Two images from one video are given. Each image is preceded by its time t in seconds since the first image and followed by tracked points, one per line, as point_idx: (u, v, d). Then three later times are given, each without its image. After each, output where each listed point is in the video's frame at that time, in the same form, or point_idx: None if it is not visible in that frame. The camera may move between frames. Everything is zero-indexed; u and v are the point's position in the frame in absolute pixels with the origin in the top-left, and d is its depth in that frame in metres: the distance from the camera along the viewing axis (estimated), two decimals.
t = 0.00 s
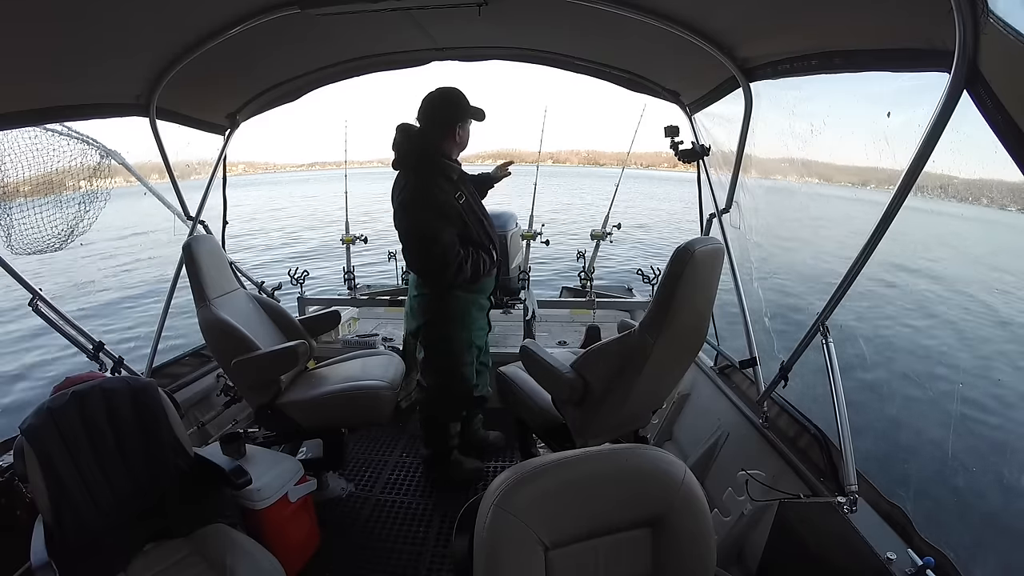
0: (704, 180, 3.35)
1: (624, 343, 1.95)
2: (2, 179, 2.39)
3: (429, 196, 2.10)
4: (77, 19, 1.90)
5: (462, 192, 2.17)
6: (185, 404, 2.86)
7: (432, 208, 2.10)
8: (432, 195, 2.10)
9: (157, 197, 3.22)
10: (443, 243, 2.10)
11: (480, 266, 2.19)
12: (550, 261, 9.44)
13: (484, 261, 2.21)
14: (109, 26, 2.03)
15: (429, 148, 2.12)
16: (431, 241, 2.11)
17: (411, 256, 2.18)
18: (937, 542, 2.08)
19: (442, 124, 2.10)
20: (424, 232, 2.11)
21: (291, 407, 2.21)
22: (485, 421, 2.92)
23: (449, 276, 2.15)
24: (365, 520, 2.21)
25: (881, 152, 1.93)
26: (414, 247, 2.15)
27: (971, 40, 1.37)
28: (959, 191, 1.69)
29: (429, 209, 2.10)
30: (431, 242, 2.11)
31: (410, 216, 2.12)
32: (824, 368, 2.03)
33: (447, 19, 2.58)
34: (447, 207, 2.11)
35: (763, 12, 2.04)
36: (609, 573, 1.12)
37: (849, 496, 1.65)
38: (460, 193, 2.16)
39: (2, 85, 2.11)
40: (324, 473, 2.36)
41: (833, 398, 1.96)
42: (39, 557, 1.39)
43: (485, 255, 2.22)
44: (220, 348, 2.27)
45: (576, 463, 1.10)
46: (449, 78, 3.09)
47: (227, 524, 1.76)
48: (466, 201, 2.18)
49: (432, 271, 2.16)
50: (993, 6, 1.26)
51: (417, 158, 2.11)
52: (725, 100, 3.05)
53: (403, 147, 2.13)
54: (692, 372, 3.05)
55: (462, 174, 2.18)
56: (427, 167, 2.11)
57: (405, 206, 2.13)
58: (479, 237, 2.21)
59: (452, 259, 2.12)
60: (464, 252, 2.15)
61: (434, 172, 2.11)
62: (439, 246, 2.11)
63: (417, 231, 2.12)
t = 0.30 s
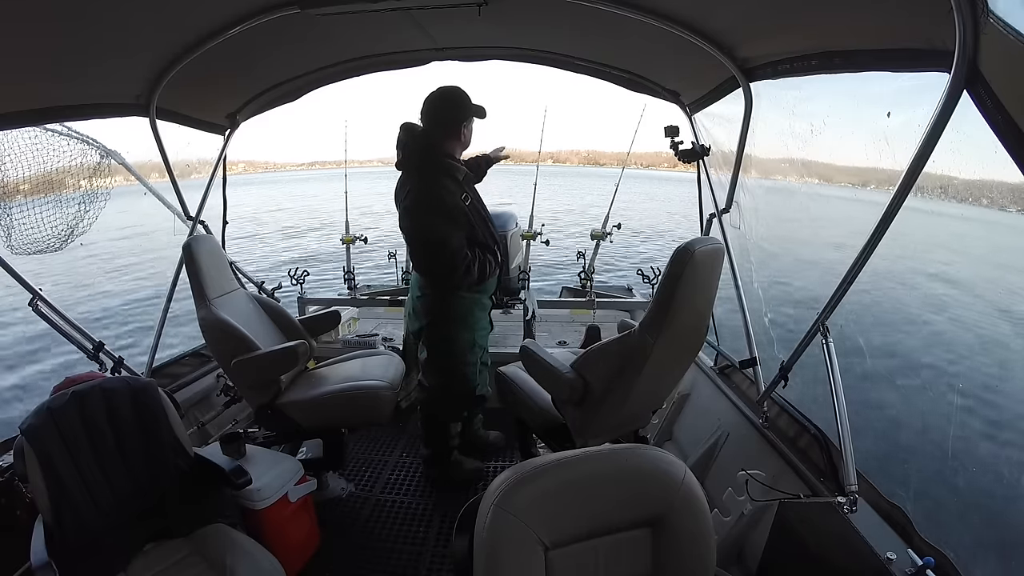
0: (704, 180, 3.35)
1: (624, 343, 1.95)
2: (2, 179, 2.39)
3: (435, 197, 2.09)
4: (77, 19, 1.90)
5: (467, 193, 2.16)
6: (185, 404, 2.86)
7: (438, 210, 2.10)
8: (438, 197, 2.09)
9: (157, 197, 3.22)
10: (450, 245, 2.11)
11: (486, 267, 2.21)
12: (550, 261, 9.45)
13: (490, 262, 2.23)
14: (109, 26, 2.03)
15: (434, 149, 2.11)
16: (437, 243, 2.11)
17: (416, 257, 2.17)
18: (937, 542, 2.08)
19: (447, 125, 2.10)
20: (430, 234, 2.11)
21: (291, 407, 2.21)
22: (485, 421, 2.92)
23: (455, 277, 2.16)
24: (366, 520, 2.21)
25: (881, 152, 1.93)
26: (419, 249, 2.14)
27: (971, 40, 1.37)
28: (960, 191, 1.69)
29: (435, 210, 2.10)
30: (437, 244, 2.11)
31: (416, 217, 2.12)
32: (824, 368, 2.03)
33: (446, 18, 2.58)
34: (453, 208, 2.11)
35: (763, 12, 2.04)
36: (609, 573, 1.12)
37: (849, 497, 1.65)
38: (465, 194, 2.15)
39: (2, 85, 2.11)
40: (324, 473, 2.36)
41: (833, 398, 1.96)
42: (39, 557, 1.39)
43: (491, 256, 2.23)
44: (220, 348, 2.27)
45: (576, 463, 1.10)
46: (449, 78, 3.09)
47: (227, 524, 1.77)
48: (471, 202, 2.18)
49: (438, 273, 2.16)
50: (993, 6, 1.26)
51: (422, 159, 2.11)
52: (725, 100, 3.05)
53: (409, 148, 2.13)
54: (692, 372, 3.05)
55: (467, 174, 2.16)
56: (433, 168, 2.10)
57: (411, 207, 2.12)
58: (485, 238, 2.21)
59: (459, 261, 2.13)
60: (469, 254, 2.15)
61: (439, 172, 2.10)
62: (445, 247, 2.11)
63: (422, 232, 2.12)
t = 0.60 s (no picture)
0: (704, 180, 3.35)
1: (624, 343, 1.95)
2: (2, 179, 2.39)
3: (435, 198, 2.09)
4: (78, 20, 1.90)
5: (467, 194, 2.16)
6: (185, 404, 2.86)
7: (438, 211, 2.09)
8: (438, 197, 2.09)
9: (157, 197, 3.22)
10: (450, 246, 2.10)
11: (486, 268, 2.22)
12: (551, 261, 9.45)
13: (490, 262, 2.23)
14: (109, 26, 2.03)
15: (434, 149, 2.11)
16: (437, 244, 2.10)
17: (416, 258, 2.17)
18: (937, 542, 2.08)
19: (447, 125, 2.10)
20: (431, 234, 2.10)
21: (291, 407, 2.21)
22: (485, 421, 2.93)
23: (455, 278, 2.16)
24: (366, 520, 2.21)
25: (881, 152, 1.93)
26: (419, 249, 2.14)
27: (971, 40, 1.37)
28: (959, 191, 1.69)
29: (435, 210, 2.09)
30: (437, 245, 2.11)
31: (416, 217, 2.11)
32: (825, 368, 2.03)
33: (447, 18, 2.58)
34: (453, 209, 2.11)
35: (763, 12, 2.04)
36: (609, 573, 1.12)
37: (849, 496, 1.65)
38: (465, 194, 2.15)
39: (1, 85, 2.11)
40: (324, 473, 2.36)
41: (832, 398, 1.96)
42: (39, 557, 1.39)
43: (491, 256, 2.24)
44: (220, 348, 2.27)
45: (576, 463, 1.10)
46: (449, 78, 3.09)
47: (227, 524, 1.77)
48: (471, 203, 2.18)
49: (438, 274, 2.16)
50: (993, 6, 1.26)
51: (422, 160, 2.11)
52: (725, 100, 3.05)
53: (409, 148, 2.13)
54: (692, 372, 3.05)
55: (467, 175, 2.17)
56: (433, 169, 2.10)
57: (411, 208, 2.12)
58: (485, 239, 2.21)
59: (459, 262, 2.13)
60: (469, 255, 2.16)
61: (440, 173, 2.10)
62: (446, 248, 2.10)
63: (422, 232, 2.11)
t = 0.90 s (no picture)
0: (704, 180, 3.35)
1: (624, 343, 1.95)
2: (2, 179, 2.39)
3: (435, 198, 2.09)
4: (78, 20, 1.90)
5: (465, 195, 2.17)
6: (185, 404, 2.86)
7: (437, 211, 2.09)
8: (437, 197, 2.09)
9: (157, 197, 3.22)
10: (449, 246, 2.09)
11: (484, 268, 2.21)
12: (551, 261, 9.44)
13: (488, 263, 2.23)
14: (109, 26, 2.03)
15: (433, 149, 2.11)
16: (436, 244, 2.09)
17: (415, 258, 2.15)
18: (937, 542, 2.08)
19: (447, 126, 2.11)
20: (430, 234, 2.09)
21: (291, 407, 2.21)
22: (485, 421, 2.93)
23: (454, 278, 2.15)
24: (366, 520, 2.21)
25: (881, 152, 1.93)
26: (418, 250, 2.13)
27: (971, 40, 1.37)
28: (959, 191, 1.69)
29: (434, 210, 2.08)
30: (435, 245, 2.10)
31: (415, 217, 2.10)
32: (825, 368, 2.03)
33: (446, 18, 2.58)
34: (452, 209, 2.11)
35: (763, 12, 2.04)
36: (609, 573, 1.12)
37: (849, 497, 1.65)
38: (463, 195, 2.16)
39: (1, 85, 2.11)
40: (324, 473, 2.36)
41: (832, 398, 1.96)
42: (39, 557, 1.39)
43: (489, 257, 2.24)
44: (220, 348, 2.27)
45: (576, 463, 1.10)
46: (449, 78, 3.09)
47: (227, 524, 1.77)
48: (469, 203, 2.19)
49: (437, 274, 2.15)
50: (993, 6, 1.26)
51: (421, 160, 2.11)
52: (725, 100, 3.05)
53: (408, 148, 2.13)
54: (692, 372, 3.05)
55: (465, 175, 2.17)
56: (432, 169, 2.10)
57: (410, 207, 2.11)
58: (483, 240, 2.22)
59: (458, 262, 2.12)
60: (468, 256, 2.15)
61: (439, 173, 2.10)
62: (445, 248, 2.09)
63: (422, 232, 2.10)
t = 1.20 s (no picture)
0: (704, 180, 3.35)
1: (624, 342, 1.95)
2: (2, 179, 2.39)
3: (434, 197, 2.08)
4: (78, 20, 1.90)
5: (465, 195, 2.17)
6: (185, 404, 2.86)
7: (437, 211, 2.08)
8: (437, 196, 2.09)
9: (157, 197, 3.22)
10: (448, 246, 2.08)
11: (483, 268, 2.21)
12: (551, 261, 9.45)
13: (488, 263, 2.23)
14: (109, 26, 2.03)
15: (433, 149, 2.12)
16: (436, 243, 2.09)
17: (414, 258, 2.15)
18: (937, 542, 2.08)
19: (447, 126, 2.11)
20: (429, 234, 2.08)
21: (291, 407, 2.21)
22: (484, 421, 2.93)
23: (452, 278, 2.14)
24: (366, 520, 2.21)
25: (881, 152, 1.93)
26: (417, 249, 2.12)
27: (971, 40, 1.37)
28: (959, 190, 1.69)
29: (433, 210, 2.08)
30: (435, 245, 2.09)
31: (415, 216, 2.09)
32: (825, 368, 2.03)
33: (446, 18, 2.58)
34: (452, 209, 2.11)
35: (763, 12, 2.04)
36: (609, 573, 1.12)
37: (849, 496, 1.65)
38: (463, 195, 2.17)
39: (1, 85, 2.11)
40: (324, 473, 2.36)
41: (833, 398, 1.96)
42: (40, 557, 1.39)
43: (488, 257, 2.24)
44: (220, 348, 2.27)
45: (576, 463, 1.10)
46: (449, 78, 3.09)
47: (227, 524, 1.77)
48: (469, 204, 2.19)
49: (436, 274, 2.14)
50: (993, 6, 1.26)
51: (421, 160, 2.11)
52: (725, 100, 3.05)
53: (408, 147, 2.13)
54: (692, 372, 3.05)
55: (465, 176, 2.18)
56: (432, 169, 2.10)
57: (410, 207, 2.10)
58: (482, 240, 2.22)
59: (457, 262, 2.12)
60: (467, 256, 2.15)
61: (439, 173, 2.10)
62: (444, 248, 2.08)
63: (421, 232, 2.09)
